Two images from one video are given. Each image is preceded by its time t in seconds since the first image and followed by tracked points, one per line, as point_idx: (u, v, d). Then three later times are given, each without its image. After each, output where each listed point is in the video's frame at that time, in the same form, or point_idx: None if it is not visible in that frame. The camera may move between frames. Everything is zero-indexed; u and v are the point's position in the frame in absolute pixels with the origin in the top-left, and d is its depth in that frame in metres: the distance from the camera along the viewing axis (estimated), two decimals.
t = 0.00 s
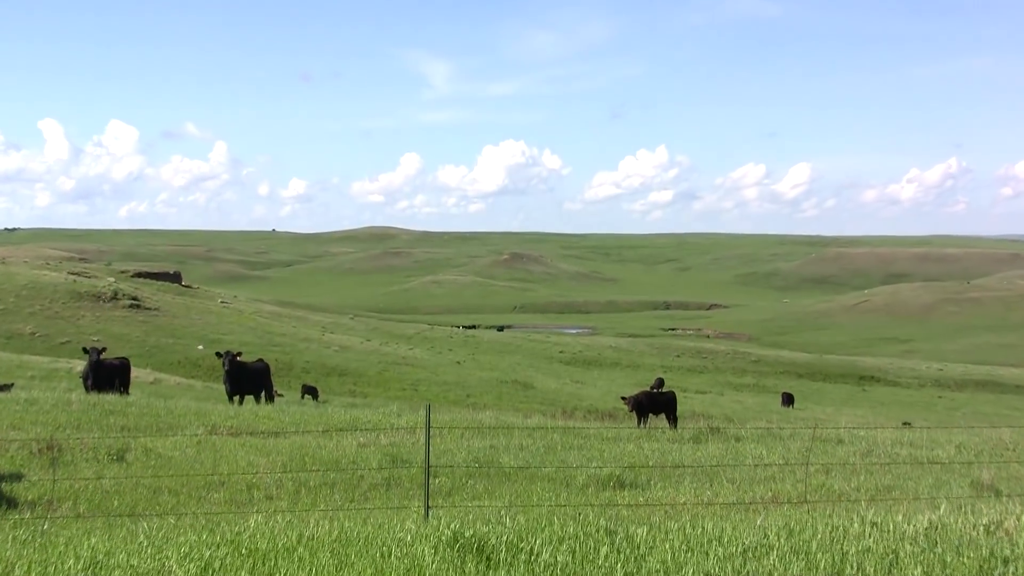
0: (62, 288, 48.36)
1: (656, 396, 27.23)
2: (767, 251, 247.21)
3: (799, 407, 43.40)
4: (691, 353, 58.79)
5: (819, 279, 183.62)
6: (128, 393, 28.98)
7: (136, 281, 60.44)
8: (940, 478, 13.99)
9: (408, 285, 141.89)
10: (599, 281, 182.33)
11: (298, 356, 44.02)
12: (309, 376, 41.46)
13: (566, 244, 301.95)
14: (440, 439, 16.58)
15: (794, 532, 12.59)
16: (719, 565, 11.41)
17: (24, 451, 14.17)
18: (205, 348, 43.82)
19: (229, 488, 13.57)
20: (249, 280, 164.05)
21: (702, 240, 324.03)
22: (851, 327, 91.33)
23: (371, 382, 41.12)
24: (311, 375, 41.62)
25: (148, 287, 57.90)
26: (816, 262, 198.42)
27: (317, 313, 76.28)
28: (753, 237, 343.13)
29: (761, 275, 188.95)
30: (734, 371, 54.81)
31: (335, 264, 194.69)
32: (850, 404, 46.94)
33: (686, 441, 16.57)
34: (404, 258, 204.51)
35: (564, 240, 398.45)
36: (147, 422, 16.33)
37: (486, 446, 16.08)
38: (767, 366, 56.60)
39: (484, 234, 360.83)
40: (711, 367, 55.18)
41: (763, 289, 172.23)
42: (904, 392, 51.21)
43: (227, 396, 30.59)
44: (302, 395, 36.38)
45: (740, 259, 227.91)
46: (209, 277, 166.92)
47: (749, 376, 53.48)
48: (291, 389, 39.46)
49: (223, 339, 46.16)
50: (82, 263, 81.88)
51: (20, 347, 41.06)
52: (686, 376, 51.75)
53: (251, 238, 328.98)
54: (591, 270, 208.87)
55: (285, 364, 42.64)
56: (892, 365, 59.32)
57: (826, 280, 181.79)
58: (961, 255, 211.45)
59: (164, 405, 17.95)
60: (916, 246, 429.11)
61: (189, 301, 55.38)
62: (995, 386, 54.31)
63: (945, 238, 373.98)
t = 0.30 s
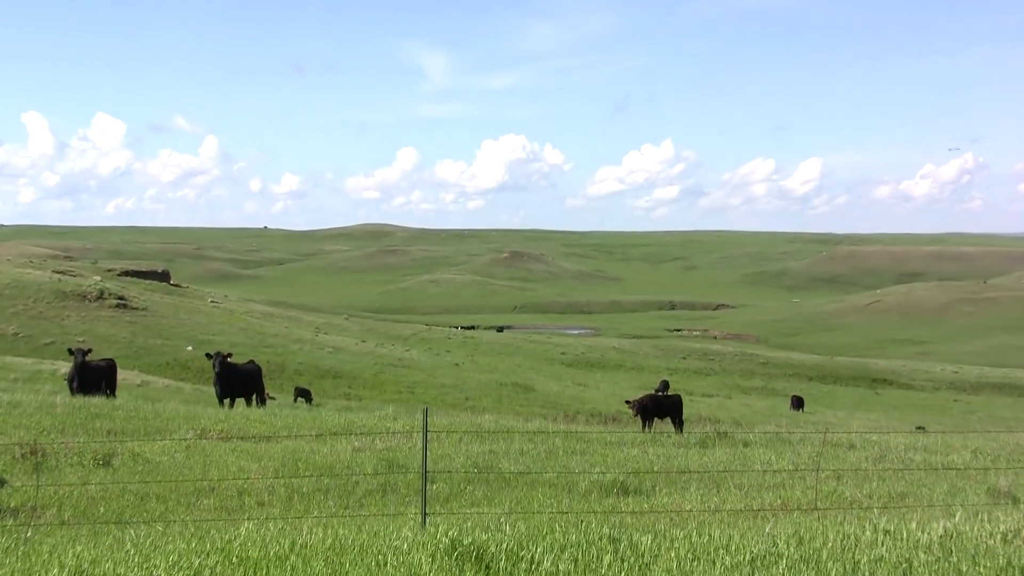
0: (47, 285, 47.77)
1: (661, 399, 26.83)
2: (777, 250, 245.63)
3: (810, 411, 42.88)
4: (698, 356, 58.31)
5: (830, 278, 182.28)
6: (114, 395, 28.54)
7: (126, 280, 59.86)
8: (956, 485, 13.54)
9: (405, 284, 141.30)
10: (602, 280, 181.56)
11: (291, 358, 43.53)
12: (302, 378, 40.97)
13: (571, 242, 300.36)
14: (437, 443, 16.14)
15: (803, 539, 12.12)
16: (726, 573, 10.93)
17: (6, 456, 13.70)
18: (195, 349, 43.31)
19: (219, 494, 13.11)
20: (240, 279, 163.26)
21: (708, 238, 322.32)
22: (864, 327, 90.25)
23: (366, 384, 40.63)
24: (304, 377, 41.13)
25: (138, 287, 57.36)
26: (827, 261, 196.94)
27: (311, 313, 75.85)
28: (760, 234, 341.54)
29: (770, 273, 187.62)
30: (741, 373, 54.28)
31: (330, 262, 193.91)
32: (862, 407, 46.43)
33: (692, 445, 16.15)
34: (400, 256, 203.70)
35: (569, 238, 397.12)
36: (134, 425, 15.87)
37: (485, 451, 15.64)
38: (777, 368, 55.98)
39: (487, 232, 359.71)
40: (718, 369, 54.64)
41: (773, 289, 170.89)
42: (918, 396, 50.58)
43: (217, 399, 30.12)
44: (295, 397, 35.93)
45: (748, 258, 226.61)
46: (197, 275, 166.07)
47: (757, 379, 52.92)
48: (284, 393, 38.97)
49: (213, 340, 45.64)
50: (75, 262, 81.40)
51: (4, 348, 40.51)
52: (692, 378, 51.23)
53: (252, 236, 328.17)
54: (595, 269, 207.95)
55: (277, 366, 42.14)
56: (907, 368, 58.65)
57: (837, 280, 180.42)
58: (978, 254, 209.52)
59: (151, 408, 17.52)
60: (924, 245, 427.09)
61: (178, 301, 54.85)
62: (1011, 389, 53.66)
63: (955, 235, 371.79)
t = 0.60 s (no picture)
0: (31, 284, 47.16)
1: (667, 403, 26.33)
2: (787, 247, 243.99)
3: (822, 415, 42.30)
4: (707, 358, 57.84)
5: (843, 275, 180.92)
6: (101, 399, 28.09)
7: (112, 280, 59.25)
8: (972, 492, 13.08)
9: (403, 284, 140.59)
10: (605, 280, 180.72)
11: (284, 360, 43.02)
12: (294, 381, 40.44)
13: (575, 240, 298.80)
14: (436, 449, 15.70)
15: (815, 547, 11.65)
16: None
17: None
18: (183, 351, 42.84)
19: (209, 502, 12.65)
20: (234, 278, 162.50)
21: (714, 236, 320.78)
22: (876, 328, 89.28)
23: (361, 388, 40.13)
24: (297, 380, 40.61)
25: (126, 287, 56.80)
26: (839, 259, 195.22)
27: (305, 314, 75.29)
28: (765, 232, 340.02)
29: (780, 272, 186.32)
30: (750, 375, 53.75)
31: (325, 261, 193.07)
32: (876, 411, 45.88)
33: (700, 451, 15.73)
34: (397, 255, 202.87)
35: (572, 236, 395.73)
36: (121, 430, 15.43)
37: (485, 456, 15.19)
38: (788, 371, 55.34)
39: (490, 230, 358.49)
40: (726, 372, 54.06)
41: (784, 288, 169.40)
42: (934, 400, 49.96)
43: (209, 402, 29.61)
44: (289, 401, 35.45)
45: (757, 256, 225.25)
46: (188, 275, 165.15)
47: (767, 382, 52.32)
48: (276, 397, 38.47)
49: (203, 341, 45.14)
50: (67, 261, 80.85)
51: None
52: (700, 382, 50.63)
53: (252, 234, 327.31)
54: (599, 268, 207.04)
55: (269, 369, 41.64)
56: (923, 371, 58.03)
57: (850, 278, 179.05)
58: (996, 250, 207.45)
59: (139, 413, 17.09)
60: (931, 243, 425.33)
61: (166, 301, 54.29)
62: None
63: (964, 233, 369.53)
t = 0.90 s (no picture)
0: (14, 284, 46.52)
1: (674, 408, 25.88)
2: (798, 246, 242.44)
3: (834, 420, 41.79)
4: (715, 360, 57.43)
5: (855, 275, 179.60)
6: (85, 405, 27.67)
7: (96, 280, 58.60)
8: (989, 502, 12.64)
9: (399, 284, 139.98)
10: (609, 280, 179.92)
11: (277, 364, 42.55)
12: (285, 385, 39.92)
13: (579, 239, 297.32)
14: (433, 455, 15.28)
15: (827, 554, 11.16)
16: None
17: None
18: (172, 354, 42.35)
19: (198, 510, 12.20)
20: (225, 277, 161.71)
21: (721, 234, 319.09)
22: (890, 331, 88.60)
23: (357, 392, 39.68)
24: (289, 384, 40.08)
25: (110, 287, 56.22)
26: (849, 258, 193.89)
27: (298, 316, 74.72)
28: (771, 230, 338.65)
29: (790, 273, 185.12)
30: (759, 379, 53.26)
31: (319, 259, 192.38)
32: (889, 417, 45.39)
33: (707, 459, 15.31)
34: (393, 254, 202.06)
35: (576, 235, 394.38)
36: (107, 436, 14.98)
37: (484, 463, 14.76)
38: (798, 375, 54.86)
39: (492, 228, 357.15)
40: (734, 375, 53.55)
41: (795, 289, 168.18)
42: (951, 405, 49.39)
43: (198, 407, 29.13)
44: (281, 406, 34.98)
45: (767, 255, 224.05)
46: (177, 275, 164.17)
47: (777, 386, 51.75)
48: (268, 401, 37.97)
49: (192, 343, 44.63)
50: (56, 261, 80.23)
51: None
52: (708, 386, 50.10)
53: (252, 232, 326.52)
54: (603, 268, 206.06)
55: (260, 372, 41.15)
56: (938, 374, 57.42)
57: (862, 278, 177.73)
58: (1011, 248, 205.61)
59: (126, 418, 16.66)
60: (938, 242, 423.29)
61: (150, 301, 53.70)
62: None
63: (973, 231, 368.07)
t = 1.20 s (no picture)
0: None
1: (679, 412, 25.41)
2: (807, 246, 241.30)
3: (843, 424, 41.34)
4: (723, 363, 57.05)
5: (868, 275, 178.71)
6: (68, 409, 27.27)
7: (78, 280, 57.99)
8: (1008, 512, 12.20)
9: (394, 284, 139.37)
10: (614, 280, 179.19)
11: (267, 367, 42.05)
12: (277, 388, 39.44)
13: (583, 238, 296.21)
14: (430, 462, 14.86)
15: (838, 562, 10.72)
16: None
17: None
18: (159, 358, 41.88)
19: (187, 518, 11.78)
20: (212, 277, 160.56)
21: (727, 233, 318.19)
22: (909, 332, 88.18)
23: (350, 396, 39.18)
24: (280, 388, 39.58)
25: (94, 288, 55.67)
26: (862, 257, 192.73)
27: (292, 317, 74.17)
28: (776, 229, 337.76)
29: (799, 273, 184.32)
30: (767, 382, 52.84)
31: (312, 259, 191.39)
32: (902, 422, 44.91)
33: (714, 465, 14.91)
34: (387, 253, 201.31)
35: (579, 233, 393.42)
36: (92, 441, 14.55)
37: (483, 470, 14.35)
38: (808, 379, 54.39)
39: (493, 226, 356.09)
40: (742, 379, 53.11)
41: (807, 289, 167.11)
42: (967, 409, 48.85)
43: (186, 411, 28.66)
44: (272, 410, 34.49)
45: (778, 255, 223.09)
46: (161, 275, 163.09)
47: (787, 390, 51.27)
48: (259, 406, 37.49)
49: (180, 347, 44.14)
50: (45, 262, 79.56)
51: None
52: (714, 390, 49.61)
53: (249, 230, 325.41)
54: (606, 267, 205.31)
55: (251, 376, 40.65)
56: (952, 377, 56.81)
57: (875, 278, 176.87)
58: None
59: (111, 423, 16.26)
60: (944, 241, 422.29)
61: (134, 302, 53.19)
62: None
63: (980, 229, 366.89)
